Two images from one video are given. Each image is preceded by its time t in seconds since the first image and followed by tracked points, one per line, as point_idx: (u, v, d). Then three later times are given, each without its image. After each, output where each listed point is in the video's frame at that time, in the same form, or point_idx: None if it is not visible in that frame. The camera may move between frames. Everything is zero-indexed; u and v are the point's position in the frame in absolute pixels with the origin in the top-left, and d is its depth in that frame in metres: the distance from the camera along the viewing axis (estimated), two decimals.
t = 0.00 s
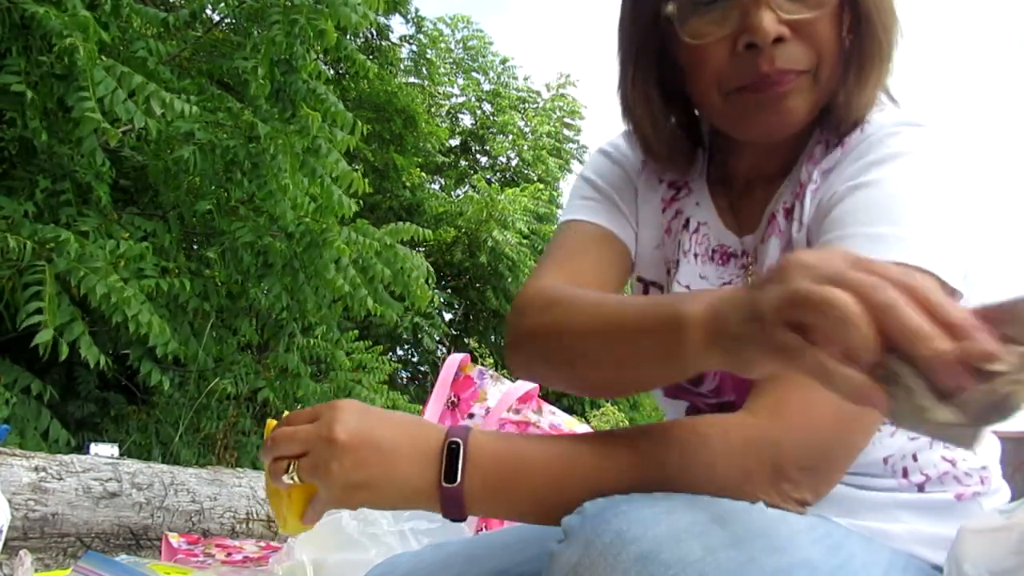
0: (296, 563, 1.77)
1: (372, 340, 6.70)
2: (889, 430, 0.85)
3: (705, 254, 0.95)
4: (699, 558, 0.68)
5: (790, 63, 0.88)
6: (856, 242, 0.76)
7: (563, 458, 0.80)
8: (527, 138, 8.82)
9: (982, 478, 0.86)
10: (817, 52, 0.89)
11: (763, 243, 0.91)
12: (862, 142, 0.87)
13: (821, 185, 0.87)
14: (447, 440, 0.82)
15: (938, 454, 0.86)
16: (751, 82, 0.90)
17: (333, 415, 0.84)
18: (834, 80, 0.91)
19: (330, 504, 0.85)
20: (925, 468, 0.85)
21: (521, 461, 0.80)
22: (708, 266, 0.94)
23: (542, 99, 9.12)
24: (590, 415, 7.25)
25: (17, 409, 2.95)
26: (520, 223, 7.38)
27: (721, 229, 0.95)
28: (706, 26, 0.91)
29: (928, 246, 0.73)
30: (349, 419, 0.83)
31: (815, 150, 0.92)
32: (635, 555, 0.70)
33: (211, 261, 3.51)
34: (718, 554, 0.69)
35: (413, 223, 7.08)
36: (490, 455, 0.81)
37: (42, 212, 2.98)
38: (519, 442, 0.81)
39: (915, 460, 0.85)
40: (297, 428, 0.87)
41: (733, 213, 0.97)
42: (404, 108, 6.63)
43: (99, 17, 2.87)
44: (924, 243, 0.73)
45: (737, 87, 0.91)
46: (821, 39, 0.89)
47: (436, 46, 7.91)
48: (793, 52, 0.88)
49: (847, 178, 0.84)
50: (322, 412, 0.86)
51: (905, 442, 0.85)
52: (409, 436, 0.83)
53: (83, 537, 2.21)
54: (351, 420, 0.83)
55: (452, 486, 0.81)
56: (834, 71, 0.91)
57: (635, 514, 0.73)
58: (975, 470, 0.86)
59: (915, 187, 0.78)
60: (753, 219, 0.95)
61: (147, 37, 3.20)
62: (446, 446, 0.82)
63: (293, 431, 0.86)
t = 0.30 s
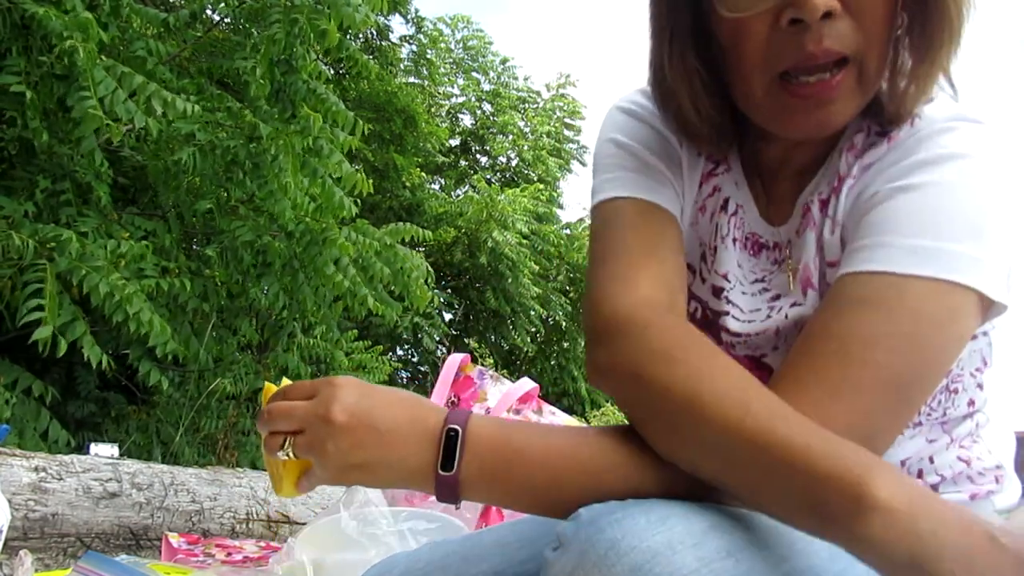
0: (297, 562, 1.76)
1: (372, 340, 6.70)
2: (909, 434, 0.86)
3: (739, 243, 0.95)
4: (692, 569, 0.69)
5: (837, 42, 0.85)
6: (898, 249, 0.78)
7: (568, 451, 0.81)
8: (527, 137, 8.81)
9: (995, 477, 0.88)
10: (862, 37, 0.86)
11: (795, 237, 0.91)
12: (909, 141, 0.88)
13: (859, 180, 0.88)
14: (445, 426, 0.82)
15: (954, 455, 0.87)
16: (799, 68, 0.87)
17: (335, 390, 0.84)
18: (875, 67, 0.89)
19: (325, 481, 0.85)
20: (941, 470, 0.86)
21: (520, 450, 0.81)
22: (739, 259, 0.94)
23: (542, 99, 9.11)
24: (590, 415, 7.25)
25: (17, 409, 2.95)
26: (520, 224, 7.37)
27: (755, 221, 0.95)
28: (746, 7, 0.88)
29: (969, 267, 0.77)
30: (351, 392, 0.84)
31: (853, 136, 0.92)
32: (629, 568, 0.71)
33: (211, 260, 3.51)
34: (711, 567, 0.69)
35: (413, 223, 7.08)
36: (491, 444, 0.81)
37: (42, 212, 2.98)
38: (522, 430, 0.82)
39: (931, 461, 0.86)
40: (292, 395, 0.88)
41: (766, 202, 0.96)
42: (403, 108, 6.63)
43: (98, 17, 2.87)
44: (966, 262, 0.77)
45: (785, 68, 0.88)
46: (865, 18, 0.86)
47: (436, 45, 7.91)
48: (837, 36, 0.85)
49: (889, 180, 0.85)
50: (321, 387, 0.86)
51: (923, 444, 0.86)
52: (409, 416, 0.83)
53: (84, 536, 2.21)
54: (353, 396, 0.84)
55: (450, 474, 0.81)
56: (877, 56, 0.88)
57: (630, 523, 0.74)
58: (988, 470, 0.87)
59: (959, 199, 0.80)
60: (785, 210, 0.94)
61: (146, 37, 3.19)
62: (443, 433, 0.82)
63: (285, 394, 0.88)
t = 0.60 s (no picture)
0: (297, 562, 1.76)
1: (372, 340, 6.70)
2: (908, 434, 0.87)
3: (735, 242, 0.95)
4: (691, 568, 0.69)
5: (820, 48, 0.84)
6: (897, 252, 0.78)
7: (562, 451, 0.81)
8: (527, 137, 8.81)
9: (998, 479, 0.87)
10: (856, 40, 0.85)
11: (794, 239, 0.91)
12: (913, 140, 0.87)
13: (862, 179, 0.88)
14: (444, 425, 0.82)
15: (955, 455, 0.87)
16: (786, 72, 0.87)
17: (333, 388, 0.84)
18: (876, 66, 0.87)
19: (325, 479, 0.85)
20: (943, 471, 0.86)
21: (518, 448, 0.81)
22: (737, 259, 0.94)
23: (542, 99, 9.11)
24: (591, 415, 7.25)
25: (16, 409, 2.95)
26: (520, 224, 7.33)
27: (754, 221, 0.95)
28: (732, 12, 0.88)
29: (967, 271, 0.76)
30: (346, 393, 0.83)
31: (860, 136, 0.91)
32: (627, 566, 0.70)
33: (211, 260, 3.51)
34: (711, 566, 0.69)
35: (413, 223, 7.08)
36: (489, 443, 0.81)
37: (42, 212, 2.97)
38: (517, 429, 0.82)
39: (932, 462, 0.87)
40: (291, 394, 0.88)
41: (767, 201, 0.96)
42: (403, 108, 6.65)
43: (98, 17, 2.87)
44: (963, 267, 0.76)
45: (768, 73, 0.88)
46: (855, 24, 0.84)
47: (436, 45, 7.91)
48: (821, 40, 0.84)
49: (890, 179, 0.85)
50: (320, 386, 0.86)
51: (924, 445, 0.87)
52: (409, 413, 0.83)
53: (84, 536, 2.21)
54: (351, 395, 0.83)
55: (449, 471, 0.81)
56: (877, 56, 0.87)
57: (629, 523, 0.73)
58: (991, 471, 0.87)
59: (961, 204, 0.79)
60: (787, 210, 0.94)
61: (147, 37, 3.19)
62: (442, 432, 0.82)
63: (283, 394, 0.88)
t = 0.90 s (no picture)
0: (297, 562, 1.74)
1: (372, 340, 6.70)
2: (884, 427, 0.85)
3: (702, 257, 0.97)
4: (692, 564, 0.69)
5: (773, 32, 0.86)
6: (860, 241, 0.77)
7: (556, 456, 0.79)
8: (527, 138, 8.82)
9: (983, 475, 0.84)
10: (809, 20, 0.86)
11: (763, 244, 0.92)
12: (867, 139, 0.87)
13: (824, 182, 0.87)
14: (439, 433, 0.81)
15: (939, 451, 0.84)
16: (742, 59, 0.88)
17: (323, 405, 0.82)
18: (827, 56, 0.88)
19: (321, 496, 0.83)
20: (926, 466, 0.84)
21: (512, 452, 0.79)
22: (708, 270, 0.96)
23: (542, 99, 9.11)
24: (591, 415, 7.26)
25: (17, 409, 2.95)
26: (519, 224, 7.33)
27: (722, 231, 0.97)
28: None
29: (933, 251, 0.74)
30: (337, 408, 0.81)
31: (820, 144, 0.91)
32: (628, 563, 0.71)
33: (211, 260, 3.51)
34: (711, 561, 0.69)
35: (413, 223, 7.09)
36: (485, 446, 0.80)
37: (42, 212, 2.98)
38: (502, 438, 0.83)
39: (916, 457, 0.84)
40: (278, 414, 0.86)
41: (734, 213, 0.98)
42: (403, 108, 6.65)
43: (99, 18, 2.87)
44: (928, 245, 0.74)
45: (723, 60, 0.90)
46: (808, 7, 0.86)
47: (436, 45, 7.91)
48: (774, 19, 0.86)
49: (851, 174, 0.84)
50: (310, 403, 0.83)
51: (906, 439, 0.84)
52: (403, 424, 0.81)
53: (83, 536, 2.21)
54: (342, 409, 0.81)
55: (447, 479, 0.79)
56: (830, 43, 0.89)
57: (627, 521, 0.74)
58: (976, 467, 0.84)
59: (922, 189, 0.78)
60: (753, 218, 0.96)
61: (147, 38, 3.20)
62: (438, 439, 0.80)
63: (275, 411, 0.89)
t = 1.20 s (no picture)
0: (297, 562, 1.76)
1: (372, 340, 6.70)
2: (863, 424, 0.88)
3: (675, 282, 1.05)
4: (694, 557, 0.71)
5: (698, 58, 1.00)
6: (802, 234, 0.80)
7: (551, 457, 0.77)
8: (528, 138, 8.82)
9: (965, 471, 0.88)
10: (736, 47, 1.00)
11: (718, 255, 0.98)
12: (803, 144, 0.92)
13: (770, 190, 0.91)
14: (438, 441, 0.78)
15: (919, 448, 0.88)
16: (682, 84, 1.01)
17: (319, 422, 0.79)
18: (757, 77, 1.01)
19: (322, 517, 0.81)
20: (906, 461, 0.87)
21: (512, 459, 0.77)
22: (681, 291, 1.03)
23: (542, 99, 9.11)
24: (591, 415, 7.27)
25: (16, 409, 2.95)
26: (519, 224, 7.36)
27: (689, 253, 1.04)
28: (629, 37, 1.08)
29: (873, 233, 0.78)
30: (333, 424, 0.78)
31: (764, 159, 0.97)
32: (630, 556, 0.72)
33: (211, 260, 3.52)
34: (712, 555, 0.71)
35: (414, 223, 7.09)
36: (485, 453, 0.78)
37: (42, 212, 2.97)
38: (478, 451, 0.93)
39: (895, 451, 0.88)
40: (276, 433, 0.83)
41: (698, 234, 1.07)
42: (404, 108, 6.65)
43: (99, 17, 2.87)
44: (867, 228, 0.78)
45: (659, 87, 1.05)
46: (728, 35, 1.00)
47: (436, 45, 7.91)
48: (703, 49, 1.00)
49: (789, 178, 0.88)
50: (306, 421, 0.80)
51: (883, 433, 0.88)
52: (403, 437, 0.79)
53: (84, 536, 2.21)
54: (340, 426, 0.78)
55: (449, 487, 0.77)
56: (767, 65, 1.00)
57: (629, 515, 0.74)
58: (957, 463, 0.88)
59: (854, 181, 0.83)
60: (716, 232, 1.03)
61: (147, 37, 3.20)
62: (438, 448, 0.78)
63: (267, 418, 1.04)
